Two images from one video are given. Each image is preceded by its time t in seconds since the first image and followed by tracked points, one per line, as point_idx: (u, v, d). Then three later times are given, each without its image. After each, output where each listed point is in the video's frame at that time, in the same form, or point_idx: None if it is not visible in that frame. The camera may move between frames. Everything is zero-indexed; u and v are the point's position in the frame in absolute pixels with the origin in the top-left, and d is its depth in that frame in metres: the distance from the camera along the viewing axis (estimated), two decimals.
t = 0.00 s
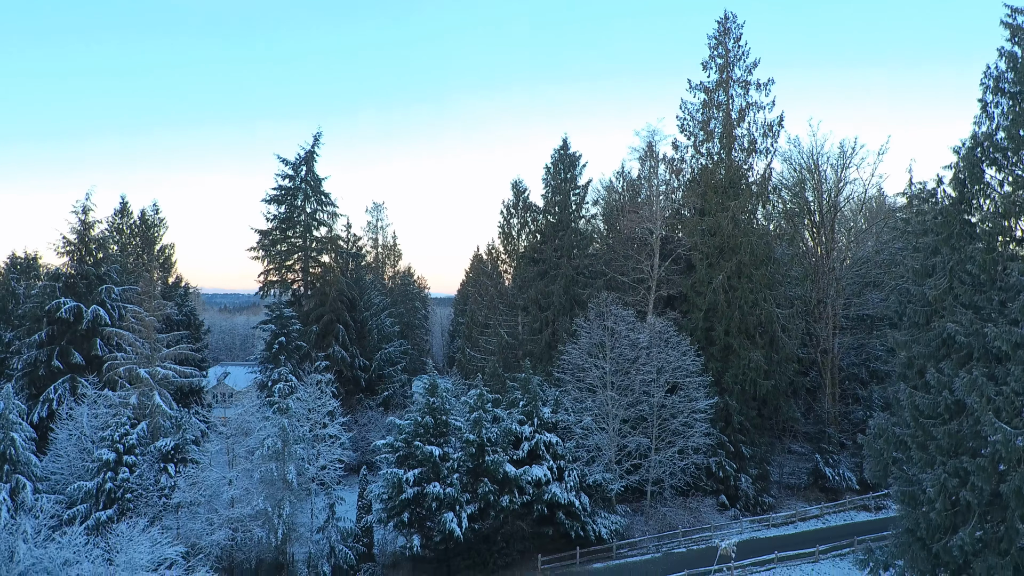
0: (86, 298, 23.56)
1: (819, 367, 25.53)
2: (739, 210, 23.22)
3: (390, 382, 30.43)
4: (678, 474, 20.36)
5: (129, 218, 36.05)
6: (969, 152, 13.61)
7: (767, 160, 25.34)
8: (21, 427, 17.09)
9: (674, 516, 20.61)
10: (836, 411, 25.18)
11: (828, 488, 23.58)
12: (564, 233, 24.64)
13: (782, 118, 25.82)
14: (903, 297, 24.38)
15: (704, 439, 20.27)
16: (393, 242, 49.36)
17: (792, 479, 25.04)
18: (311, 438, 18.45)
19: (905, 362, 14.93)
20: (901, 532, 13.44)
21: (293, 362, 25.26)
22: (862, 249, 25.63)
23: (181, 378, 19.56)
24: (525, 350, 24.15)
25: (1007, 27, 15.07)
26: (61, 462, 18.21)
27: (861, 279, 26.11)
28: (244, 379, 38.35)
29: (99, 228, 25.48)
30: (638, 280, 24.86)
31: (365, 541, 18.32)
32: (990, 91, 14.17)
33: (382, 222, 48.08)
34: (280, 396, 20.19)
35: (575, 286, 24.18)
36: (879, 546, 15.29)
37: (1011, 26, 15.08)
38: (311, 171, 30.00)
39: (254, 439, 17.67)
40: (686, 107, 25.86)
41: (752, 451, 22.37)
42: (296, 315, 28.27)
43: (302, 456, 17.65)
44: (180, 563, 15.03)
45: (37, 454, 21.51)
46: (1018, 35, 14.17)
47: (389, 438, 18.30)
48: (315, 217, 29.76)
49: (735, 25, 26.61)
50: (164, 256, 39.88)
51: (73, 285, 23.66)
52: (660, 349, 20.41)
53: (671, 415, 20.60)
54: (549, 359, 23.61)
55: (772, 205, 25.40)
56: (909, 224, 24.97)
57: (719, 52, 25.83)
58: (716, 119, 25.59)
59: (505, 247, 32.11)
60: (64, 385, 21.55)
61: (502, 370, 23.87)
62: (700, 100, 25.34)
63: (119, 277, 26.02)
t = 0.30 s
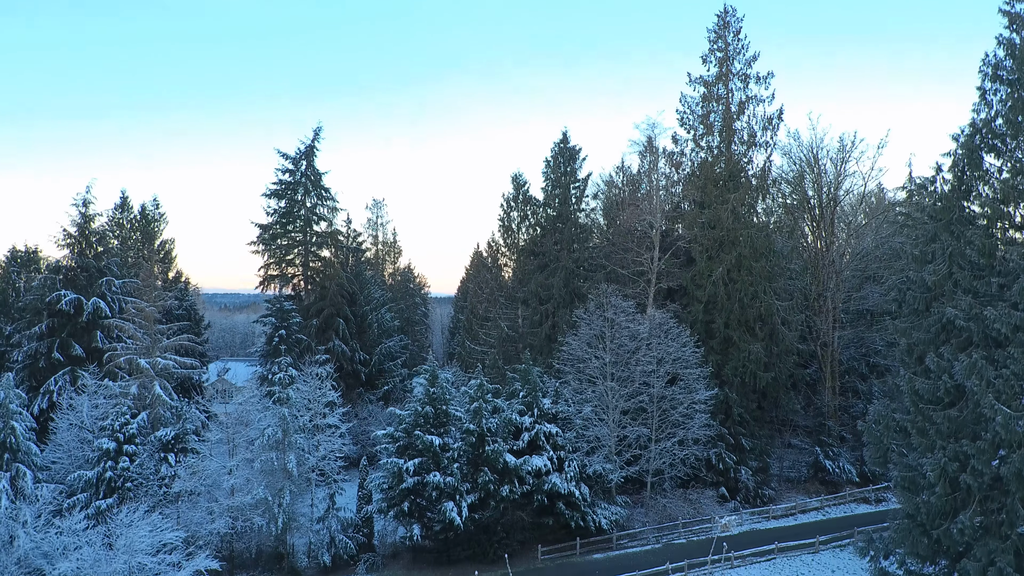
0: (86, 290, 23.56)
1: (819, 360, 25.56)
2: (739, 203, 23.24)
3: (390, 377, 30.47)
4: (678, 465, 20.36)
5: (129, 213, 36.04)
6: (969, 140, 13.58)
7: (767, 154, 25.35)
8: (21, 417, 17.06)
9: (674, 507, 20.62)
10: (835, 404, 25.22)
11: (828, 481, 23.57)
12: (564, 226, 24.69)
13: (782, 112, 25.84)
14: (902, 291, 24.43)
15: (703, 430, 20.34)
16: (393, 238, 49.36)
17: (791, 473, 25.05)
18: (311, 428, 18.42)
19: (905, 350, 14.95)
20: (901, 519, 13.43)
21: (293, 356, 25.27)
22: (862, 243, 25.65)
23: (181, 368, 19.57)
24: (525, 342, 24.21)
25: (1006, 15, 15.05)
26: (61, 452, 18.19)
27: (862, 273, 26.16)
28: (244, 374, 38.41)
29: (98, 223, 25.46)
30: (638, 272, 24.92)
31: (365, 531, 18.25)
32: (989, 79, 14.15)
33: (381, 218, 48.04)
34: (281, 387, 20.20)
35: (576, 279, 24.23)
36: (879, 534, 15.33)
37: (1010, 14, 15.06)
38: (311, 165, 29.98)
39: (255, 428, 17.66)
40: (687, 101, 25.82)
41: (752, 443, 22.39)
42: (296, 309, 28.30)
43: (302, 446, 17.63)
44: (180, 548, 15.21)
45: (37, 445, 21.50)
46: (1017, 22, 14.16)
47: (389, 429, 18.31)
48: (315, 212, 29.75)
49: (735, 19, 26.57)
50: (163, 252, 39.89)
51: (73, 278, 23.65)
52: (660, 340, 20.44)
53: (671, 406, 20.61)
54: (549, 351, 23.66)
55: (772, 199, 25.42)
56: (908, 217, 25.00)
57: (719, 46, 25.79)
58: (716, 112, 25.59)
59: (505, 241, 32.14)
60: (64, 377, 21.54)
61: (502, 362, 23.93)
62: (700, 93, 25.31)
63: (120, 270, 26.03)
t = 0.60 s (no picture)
0: (86, 284, 23.58)
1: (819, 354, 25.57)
2: (739, 197, 23.25)
3: (390, 372, 30.46)
4: (678, 458, 20.37)
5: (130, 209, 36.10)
6: (968, 128, 13.59)
7: (767, 148, 25.36)
8: (20, 408, 17.07)
9: (674, 500, 20.62)
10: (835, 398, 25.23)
11: (829, 475, 23.56)
12: (563, 220, 24.70)
13: (782, 107, 25.82)
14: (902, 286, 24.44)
15: (703, 422, 20.32)
16: (393, 235, 49.37)
17: (792, 467, 25.04)
18: (310, 420, 18.47)
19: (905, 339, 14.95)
20: (901, 508, 13.43)
21: (292, 350, 25.26)
22: (861, 237, 25.66)
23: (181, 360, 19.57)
24: (525, 335, 24.28)
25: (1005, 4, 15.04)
26: (61, 443, 18.23)
27: (862, 267, 26.17)
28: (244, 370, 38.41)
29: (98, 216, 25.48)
30: (639, 266, 24.99)
31: (365, 523, 18.20)
32: (989, 67, 14.15)
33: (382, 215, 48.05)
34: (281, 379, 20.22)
35: (575, 272, 24.29)
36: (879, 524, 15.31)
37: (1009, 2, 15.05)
38: (312, 160, 29.98)
39: (255, 419, 17.66)
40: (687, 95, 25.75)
41: (752, 436, 22.39)
42: (297, 304, 28.34)
43: (302, 437, 17.65)
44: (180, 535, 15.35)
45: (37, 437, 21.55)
46: (1017, 10, 14.16)
47: (390, 421, 18.32)
48: (315, 206, 29.75)
49: (734, 13, 26.55)
50: (164, 248, 39.93)
51: (74, 271, 23.69)
52: (660, 332, 20.45)
53: (672, 398, 20.63)
54: (549, 344, 23.70)
55: (773, 192, 25.42)
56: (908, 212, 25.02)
57: (719, 40, 25.74)
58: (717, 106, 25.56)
59: (505, 236, 32.16)
60: (64, 370, 21.58)
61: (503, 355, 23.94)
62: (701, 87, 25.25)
63: (120, 264, 26.06)
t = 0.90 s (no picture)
0: (86, 280, 23.57)
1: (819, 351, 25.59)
2: (739, 193, 23.26)
3: (390, 369, 30.45)
4: (679, 454, 20.36)
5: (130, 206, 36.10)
6: (968, 121, 13.60)
7: (767, 145, 25.36)
8: (20, 403, 17.04)
9: (674, 496, 20.60)
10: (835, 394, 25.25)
11: (829, 472, 23.55)
12: (563, 217, 24.72)
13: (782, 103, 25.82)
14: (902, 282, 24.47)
15: (703, 418, 20.32)
16: (393, 234, 49.39)
17: (791, 464, 25.03)
18: (311, 415, 18.44)
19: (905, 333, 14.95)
20: (901, 502, 13.42)
21: (293, 347, 25.26)
22: (861, 234, 25.67)
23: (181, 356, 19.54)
24: (525, 332, 24.33)
25: None
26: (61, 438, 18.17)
27: (861, 264, 26.19)
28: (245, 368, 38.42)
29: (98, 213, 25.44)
30: (638, 262, 25.05)
31: (365, 518, 18.17)
32: (988, 61, 14.17)
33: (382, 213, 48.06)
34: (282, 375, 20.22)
35: (575, 269, 24.33)
36: (879, 519, 15.33)
37: None
38: (313, 158, 29.97)
39: (255, 414, 17.64)
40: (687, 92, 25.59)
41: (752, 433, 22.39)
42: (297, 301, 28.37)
43: (302, 432, 17.64)
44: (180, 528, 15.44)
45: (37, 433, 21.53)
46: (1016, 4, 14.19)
47: (390, 416, 18.31)
48: (315, 204, 29.73)
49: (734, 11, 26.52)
50: (164, 245, 39.93)
51: (74, 267, 23.67)
52: (660, 328, 20.46)
53: (671, 394, 20.64)
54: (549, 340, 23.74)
55: (772, 189, 25.42)
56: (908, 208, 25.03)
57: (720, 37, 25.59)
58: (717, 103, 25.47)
59: (505, 233, 32.19)
60: (64, 366, 21.57)
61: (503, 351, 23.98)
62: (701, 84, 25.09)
63: (120, 261, 26.05)
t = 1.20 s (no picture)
0: (87, 279, 23.59)
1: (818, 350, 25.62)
2: (738, 192, 23.27)
3: (390, 368, 30.45)
4: (678, 453, 20.37)
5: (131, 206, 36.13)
6: (967, 119, 13.59)
7: (766, 144, 25.37)
8: (20, 402, 17.05)
9: (674, 494, 20.63)
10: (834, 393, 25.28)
11: (829, 470, 23.57)
12: (562, 215, 24.76)
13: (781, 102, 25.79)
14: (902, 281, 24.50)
15: (703, 417, 20.35)
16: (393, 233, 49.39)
17: (791, 462, 25.03)
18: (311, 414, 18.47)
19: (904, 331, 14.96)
20: (901, 499, 13.44)
21: (293, 346, 25.28)
22: (860, 232, 25.70)
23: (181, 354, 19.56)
24: (525, 330, 24.39)
25: None
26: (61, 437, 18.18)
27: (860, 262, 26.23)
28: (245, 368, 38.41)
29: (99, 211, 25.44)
30: (638, 261, 25.09)
31: (365, 516, 18.19)
32: (988, 59, 14.18)
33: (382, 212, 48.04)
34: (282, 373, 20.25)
35: (575, 267, 24.38)
36: (879, 516, 15.34)
37: None
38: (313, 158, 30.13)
39: (255, 412, 17.67)
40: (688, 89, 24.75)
41: (752, 431, 22.42)
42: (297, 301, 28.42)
43: (302, 430, 17.66)
44: (180, 526, 15.51)
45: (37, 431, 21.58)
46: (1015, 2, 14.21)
47: (390, 414, 18.33)
48: (315, 203, 29.71)
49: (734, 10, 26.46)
50: (164, 245, 39.94)
51: (74, 266, 23.69)
52: (660, 326, 20.48)
53: (671, 392, 20.67)
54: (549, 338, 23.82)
55: (772, 188, 25.43)
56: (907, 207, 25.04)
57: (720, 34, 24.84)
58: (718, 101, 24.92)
59: (505, 233, 32.21)
60: (65, 365, 21.66)
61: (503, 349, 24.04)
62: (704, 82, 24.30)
63: (120, 260, 26.08)
